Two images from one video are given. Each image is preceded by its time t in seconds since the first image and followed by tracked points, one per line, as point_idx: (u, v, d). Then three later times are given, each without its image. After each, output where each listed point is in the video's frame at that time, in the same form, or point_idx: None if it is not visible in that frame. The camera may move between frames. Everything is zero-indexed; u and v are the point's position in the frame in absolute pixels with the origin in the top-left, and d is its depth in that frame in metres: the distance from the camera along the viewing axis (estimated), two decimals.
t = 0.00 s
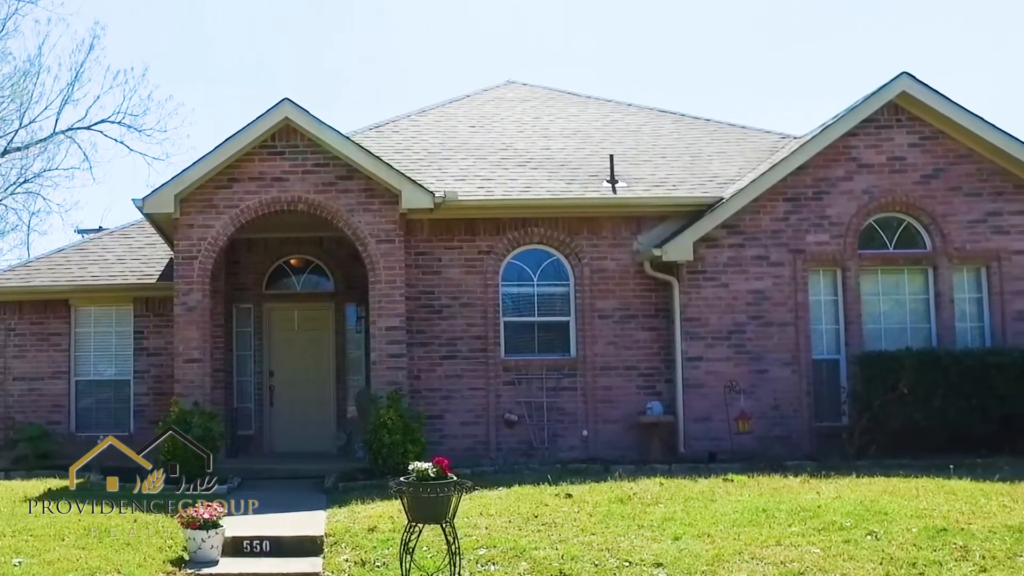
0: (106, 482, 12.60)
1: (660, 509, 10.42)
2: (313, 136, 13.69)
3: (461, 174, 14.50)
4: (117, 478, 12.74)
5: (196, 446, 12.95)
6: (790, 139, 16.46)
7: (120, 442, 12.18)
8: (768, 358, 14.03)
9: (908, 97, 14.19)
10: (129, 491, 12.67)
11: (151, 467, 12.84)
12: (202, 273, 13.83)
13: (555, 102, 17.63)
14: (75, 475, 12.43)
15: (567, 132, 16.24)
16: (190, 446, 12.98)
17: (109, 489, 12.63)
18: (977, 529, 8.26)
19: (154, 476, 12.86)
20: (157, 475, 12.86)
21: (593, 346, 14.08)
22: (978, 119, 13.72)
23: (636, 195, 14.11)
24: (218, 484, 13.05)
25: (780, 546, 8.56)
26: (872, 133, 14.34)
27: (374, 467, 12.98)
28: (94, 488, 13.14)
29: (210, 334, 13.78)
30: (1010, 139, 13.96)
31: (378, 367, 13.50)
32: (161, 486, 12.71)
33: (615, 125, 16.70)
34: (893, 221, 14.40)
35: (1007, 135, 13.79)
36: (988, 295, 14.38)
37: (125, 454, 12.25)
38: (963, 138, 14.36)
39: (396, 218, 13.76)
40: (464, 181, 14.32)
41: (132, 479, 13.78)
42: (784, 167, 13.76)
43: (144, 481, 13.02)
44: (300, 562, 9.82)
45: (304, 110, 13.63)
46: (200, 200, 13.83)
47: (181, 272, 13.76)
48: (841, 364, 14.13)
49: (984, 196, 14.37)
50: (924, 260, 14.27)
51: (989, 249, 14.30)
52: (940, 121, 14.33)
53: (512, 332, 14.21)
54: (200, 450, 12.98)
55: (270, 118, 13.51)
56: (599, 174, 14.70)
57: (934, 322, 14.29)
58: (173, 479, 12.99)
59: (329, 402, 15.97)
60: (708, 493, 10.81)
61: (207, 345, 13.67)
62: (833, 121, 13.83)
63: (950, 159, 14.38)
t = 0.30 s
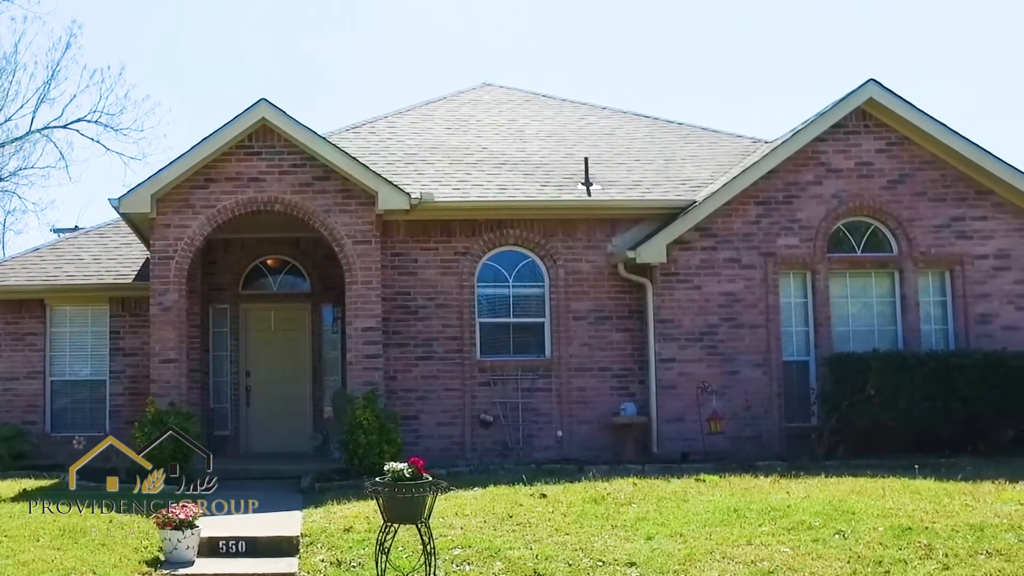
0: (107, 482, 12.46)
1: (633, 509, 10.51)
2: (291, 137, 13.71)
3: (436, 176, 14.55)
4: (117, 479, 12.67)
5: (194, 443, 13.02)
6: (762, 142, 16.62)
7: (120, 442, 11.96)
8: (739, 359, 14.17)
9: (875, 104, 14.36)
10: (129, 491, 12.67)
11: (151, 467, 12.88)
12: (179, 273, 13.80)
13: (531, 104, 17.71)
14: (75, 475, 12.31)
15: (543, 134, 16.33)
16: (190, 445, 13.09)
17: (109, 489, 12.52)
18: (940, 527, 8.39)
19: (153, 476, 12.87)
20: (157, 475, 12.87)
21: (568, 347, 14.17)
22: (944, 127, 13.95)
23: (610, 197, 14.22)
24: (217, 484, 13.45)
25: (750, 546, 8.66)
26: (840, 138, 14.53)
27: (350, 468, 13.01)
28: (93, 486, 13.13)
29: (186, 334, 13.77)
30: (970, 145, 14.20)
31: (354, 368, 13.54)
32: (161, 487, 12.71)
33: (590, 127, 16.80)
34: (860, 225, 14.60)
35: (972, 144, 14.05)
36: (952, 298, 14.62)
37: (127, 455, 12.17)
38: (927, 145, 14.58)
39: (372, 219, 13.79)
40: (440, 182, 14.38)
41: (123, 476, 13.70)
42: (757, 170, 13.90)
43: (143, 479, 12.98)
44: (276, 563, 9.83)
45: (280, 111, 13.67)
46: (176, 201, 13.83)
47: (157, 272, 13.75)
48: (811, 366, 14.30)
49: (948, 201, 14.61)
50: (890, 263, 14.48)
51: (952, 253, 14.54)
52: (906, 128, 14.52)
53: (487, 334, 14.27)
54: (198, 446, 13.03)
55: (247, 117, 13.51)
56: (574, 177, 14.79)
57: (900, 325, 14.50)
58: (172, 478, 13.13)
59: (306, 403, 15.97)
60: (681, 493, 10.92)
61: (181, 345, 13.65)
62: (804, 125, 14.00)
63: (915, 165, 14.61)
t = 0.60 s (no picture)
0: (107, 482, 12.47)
1: (606, 509, 10.60)
2: (268, 137, 13.73)
3: (412, 177, 14.60)
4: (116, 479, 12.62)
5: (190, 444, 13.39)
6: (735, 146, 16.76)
7: (120, 443, 12.68)
8: (711, 361, 14.30)
9: (843, 109, 14.54)
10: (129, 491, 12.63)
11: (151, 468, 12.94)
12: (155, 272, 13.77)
13: (506, 107, 17.77)
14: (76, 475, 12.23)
15: (518, 136, 16.40)
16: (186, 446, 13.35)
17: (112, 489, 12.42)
18: (905, 526, 8.52)
19: (154, 476, 12.87)
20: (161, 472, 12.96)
21: (543, 348, 14.24)
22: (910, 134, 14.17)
23: (586, 200, 14.33)
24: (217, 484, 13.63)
25: (721, 545, 8.76)
26: (810, 143, 14.72)
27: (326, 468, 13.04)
28: (93, 486, 13.07)
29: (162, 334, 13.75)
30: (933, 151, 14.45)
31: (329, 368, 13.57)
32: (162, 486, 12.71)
33: (565, 130, 16.89)
34: (829, 229, 14.77)
35: (936, 150, 14.29)
36: (917, 301, 14.84)
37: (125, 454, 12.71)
38: (892, 151, 14.78)
39: (348, 220, 13.83)
40: (417, 183, 14.42)
41: (98, 477, 13.67)
42: (730, 173, 14.03)
43: (142, 479, 12.93)
44: (251, 564, 9.84)
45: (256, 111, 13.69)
46: (152, 200, 13.81)
47: (133, 272, 13.72)
48: (781, 367, 14.45)
49: (913, 206, 14.83)
50: (858, 267, 14.66)
51: (917, 257, 14.76)
52: (872, 134, 14.71)
53: (463, 334, 14.32)
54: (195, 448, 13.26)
55: (224, 119, 13.52)
56: (548, 179, 14.88)
57: (866, 326, 14.68)
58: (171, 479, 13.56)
59: (282, 403, 15.98)
60: (653, 493, 11.02)
61: (156, 345, 13.63)
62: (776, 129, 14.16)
63: (883, 170, 14.80)
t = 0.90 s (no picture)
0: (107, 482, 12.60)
1: (580, 509, 10.68)
2: (245, 138, 13.74)
3: (389, 179, 14.63)
4: (116, 479, 12.75)
5: (190, 443, 13.45)
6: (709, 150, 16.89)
7: (119, 443, 12.88)
8: (685, 363, 14.41)
9: (814, 114, 14.72)
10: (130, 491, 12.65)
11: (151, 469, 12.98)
12: (131, 272, 13.73)
13: (483, 109, 17.83)
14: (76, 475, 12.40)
15: (494, 139, 16.46)
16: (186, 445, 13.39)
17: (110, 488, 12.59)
18: (872, 525, 8.64)
19: (154, 476, 12.87)
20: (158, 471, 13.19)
21: (518, 350, 14.31)
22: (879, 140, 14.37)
23: (561, 202, 14.42)
24: (217, 483, 13.59)
25: (693, 545, 8.84)
26: (781, 148, 14.89)
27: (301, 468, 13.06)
28: (68, 486, 13.06)
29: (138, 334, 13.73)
30: (902, 157, 14.66)
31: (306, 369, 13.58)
32: (161, 486, 12.70)
33: (541, 133, 16.96)
34: (800, 233, 14.98)
35: (903, 156, 14.51)
36: (884, 304, 15.08)
37: (126, 455, 12.94)
38: (861, 156, 14.98)
39: (325, 221, 13.86)
40: (393, 185, 14.47)
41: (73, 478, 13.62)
42: (704, 176, 14.16)
43: (142, 479, 13.00)
44: (227, 564, 9.86)
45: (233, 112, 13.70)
46: (129, 200, 13.79)
47: (109, 272, 13.68)
48: (753, 368, 14.59)
49: (880, 211, 15.04)
50: (828, 270, 14.85)
51: (885, 261, 14.96)
52: (841, 139, 14.91)
53: (440, 336, 14.35)
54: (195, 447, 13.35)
55: (202, 118, 13.53)
56: (524, 181, 14.95)
57: (836, 328, 14.87)
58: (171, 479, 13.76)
59: (258, 404, 15.98)
60: (627, 493, 11.11)
61: (132, 345, 13.61)
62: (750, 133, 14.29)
63: (851, 175, 15.00)
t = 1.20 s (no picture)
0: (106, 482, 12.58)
1: (554, 509, 10.76)
2: (222, 138, 13.74)
3: (364, 180, 14.67)
4: (116, 479, 12.79)
5: (190, 444, 13.61)
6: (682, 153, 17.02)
7: (119, 442, 12.74)
8: (658, 365, 14.52)
9: (784, 119, 14.88)
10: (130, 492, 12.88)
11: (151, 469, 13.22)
12: (106, 272, 13.70)
13: (459, 111, 17.88)
14: (76, 476, 12.64)
15: (470, 141, 16.52)
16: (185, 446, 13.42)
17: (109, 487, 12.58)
18: (839, 524, 8.75)
19: (153, 476, 13.14)
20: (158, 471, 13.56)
21: (493, 351, 14.37)
22: (846, 145, 14.57)
23: (537, 205, 14.50)
24: (218, 483, 13.38)
25: (666, 544, 8.93)
26: (752, 152, 15.03)
27: (276, 468, 13.09)
28: (43, 487, 13.02)
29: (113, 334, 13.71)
30: (870, 162, 14.85)
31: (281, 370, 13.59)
32: (161, 486, 12.94)
33: (517, 135, 17.04)
34: (771, 236, 15.14)
35: (872, 162, 14.70)
36: (853, 307, 15.25)
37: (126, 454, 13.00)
38: (830, 161, 15.15)
39: (301, 222, 13.88)
40: (369, 186, 14.50)
41: (47, 478, 13.58)
42: (677, 179, 14.28)
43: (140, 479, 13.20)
44: (201, 565, 9.85)
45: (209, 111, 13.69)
46: (105, 200, 13.76)
47: (84, 272, 13.65)
48: (724, 370, 14.73)
49: (849, 215, 15.23)
50: (798, 273, 15.02)
51: (853, 264, 15.15)
52: (810, 144, 15.08)
53: (415, 337, 14.39)
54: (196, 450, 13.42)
55: (178, 119, 13.50)
56: (499, 183, 15.02)
57: (806, 331, 15.03)
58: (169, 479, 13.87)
59: (233, 404, 15.98)
60: (601, 494, 11.18)
61: (107, 345, 13.57)
62: (724, 136, 14.42)
63: (821, 179, 15.18)
